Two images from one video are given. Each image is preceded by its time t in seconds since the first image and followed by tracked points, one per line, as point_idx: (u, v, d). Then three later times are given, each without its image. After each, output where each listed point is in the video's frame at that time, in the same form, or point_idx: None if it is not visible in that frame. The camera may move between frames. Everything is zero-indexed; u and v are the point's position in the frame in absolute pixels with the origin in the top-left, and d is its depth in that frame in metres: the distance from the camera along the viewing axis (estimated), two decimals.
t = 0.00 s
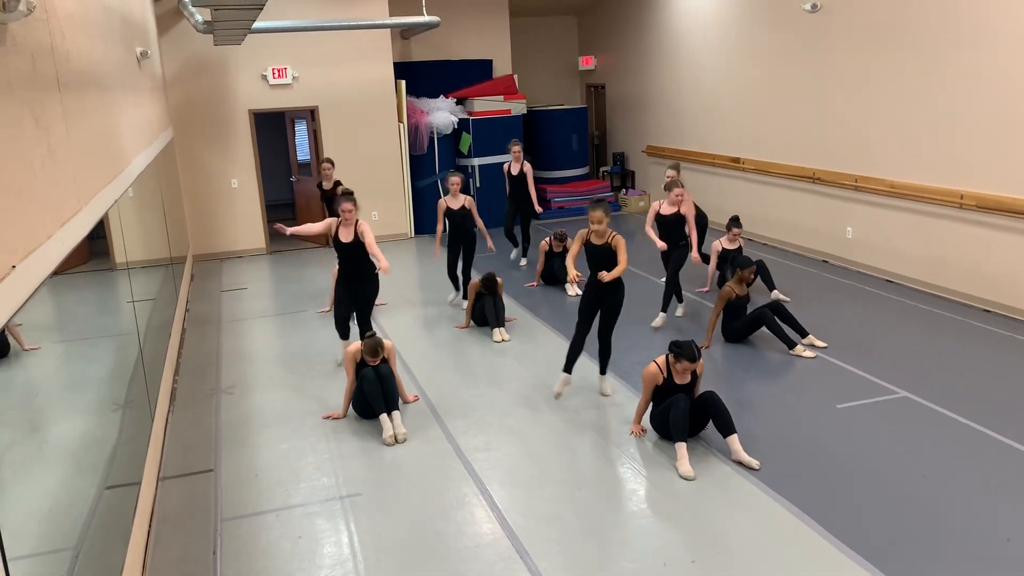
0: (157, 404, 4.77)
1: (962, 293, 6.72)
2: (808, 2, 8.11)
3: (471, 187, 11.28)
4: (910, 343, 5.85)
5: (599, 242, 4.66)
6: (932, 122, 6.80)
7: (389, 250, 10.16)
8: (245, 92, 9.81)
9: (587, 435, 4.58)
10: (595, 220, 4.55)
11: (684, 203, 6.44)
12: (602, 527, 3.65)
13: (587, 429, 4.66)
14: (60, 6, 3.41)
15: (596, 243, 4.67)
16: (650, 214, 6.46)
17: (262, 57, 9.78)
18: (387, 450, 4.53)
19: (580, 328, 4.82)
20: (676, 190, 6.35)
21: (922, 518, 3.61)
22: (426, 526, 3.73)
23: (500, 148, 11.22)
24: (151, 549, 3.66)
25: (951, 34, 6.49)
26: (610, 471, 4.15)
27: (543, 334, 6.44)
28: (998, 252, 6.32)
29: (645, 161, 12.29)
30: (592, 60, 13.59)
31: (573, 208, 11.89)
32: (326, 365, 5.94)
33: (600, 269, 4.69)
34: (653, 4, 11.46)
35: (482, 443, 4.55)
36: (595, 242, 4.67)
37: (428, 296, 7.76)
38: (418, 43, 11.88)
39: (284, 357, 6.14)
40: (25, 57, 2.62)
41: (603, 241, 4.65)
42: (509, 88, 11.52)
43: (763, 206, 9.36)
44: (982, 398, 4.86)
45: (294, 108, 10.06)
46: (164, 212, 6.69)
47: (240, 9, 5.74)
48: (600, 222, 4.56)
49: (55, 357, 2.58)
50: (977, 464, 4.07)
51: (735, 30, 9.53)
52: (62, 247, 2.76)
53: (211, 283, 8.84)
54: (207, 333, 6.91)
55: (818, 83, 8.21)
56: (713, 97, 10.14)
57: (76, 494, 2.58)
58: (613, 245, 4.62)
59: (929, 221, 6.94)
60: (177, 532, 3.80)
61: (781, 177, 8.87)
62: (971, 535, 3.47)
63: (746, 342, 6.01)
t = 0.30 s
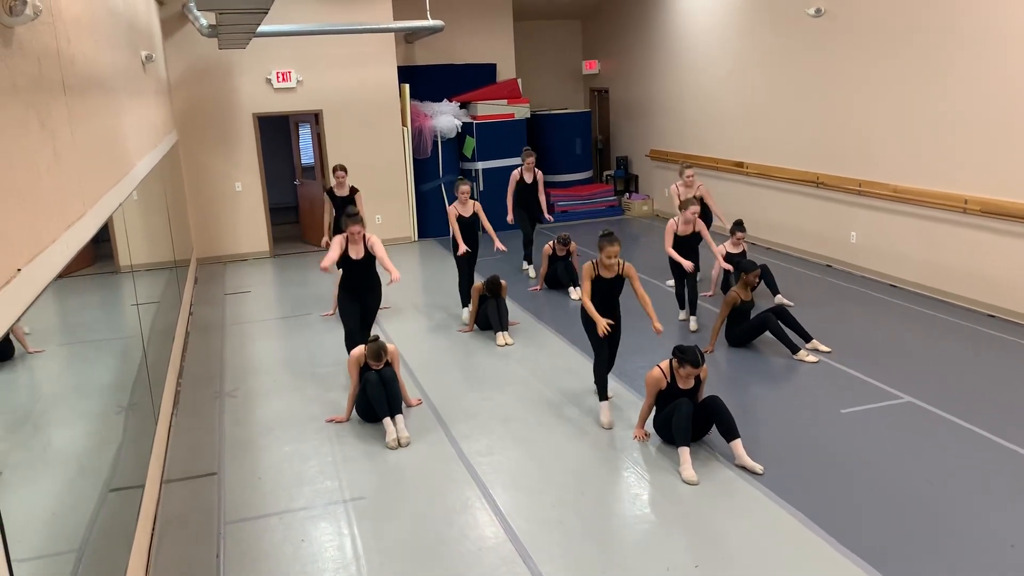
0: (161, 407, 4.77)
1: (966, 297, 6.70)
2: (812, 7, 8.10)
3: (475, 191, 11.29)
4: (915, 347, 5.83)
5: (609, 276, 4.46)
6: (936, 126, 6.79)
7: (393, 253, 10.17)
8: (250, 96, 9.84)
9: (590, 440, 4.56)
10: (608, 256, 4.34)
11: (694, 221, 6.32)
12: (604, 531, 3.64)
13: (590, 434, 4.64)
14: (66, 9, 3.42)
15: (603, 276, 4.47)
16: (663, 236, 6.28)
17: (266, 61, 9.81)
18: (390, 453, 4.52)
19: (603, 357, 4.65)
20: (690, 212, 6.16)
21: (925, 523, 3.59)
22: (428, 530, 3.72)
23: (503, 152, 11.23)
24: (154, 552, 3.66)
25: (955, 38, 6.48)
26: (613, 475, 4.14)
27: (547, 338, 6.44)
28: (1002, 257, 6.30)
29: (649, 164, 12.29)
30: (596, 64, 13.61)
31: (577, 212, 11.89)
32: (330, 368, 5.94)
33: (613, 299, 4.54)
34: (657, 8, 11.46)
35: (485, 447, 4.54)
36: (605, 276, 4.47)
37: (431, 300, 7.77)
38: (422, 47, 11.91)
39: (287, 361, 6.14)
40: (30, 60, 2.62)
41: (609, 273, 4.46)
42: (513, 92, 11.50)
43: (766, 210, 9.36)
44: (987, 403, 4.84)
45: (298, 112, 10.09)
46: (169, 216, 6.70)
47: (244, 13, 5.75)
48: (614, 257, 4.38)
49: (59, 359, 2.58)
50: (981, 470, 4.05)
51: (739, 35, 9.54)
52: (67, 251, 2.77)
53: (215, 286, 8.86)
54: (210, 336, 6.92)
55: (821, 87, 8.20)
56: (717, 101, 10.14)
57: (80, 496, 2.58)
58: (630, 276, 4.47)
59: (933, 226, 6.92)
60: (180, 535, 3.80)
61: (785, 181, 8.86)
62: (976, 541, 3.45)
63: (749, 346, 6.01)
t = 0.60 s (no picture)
0: (163, 410, 4.77)
1: (968, 302, 6.70)
2: (814, 11, 8.11)
3: (477, 195, 11.30)
4: (918, 351, 5.83)
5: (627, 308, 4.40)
6: (938, 130, 6.79)
7: (395, 256, 10.17)
8: (252, 99, 9.85)
9: (592, 444, 4.55)
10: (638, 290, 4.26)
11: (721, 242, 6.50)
12: (607, 535, 3.63)
13: (593, 438, 4.63)
14: (71, 13, 3.43)
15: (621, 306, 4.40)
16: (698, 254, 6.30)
17: (269, 65, 9.83)
18: (391, 457, 4.51)
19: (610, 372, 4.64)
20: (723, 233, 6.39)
21: (928, 527, 3.59)
22: (430, 534, 3.71)
23: (506, 155, 11.24)
24: (156, 555, 3.65)
25: (957, 42, 6.48)
26: (616, 479, 4.13)
27: (550, 342, 6.43)
28: (1003, 261, 6.30)
29: (651, 168, 12.28)
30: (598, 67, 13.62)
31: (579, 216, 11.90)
32: (331, 372, 5.93)
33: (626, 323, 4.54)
34: (659, 12, 11.48)
35: (487, 451, 4.54)
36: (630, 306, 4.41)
37: (433, 303, 7.76)
38: (424, 50, 11.93)
39: (289, 364, 6.13)
40: (35, 62, 2.63)
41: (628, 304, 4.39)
42: (515, 95, 11.51)
43: (768, 214, 9.36)
44: (990, 407, 4.83)
45: (300, 115, 10.10)
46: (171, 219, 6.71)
47: (247, 16, 5.75)
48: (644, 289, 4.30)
49: (61, 362, 2.57)
50: (986, 475, 4.03)
51: (740, 38, 9.54)
52: (70, 253, 2.77)
53: (218, 289, 8.86)
54: (213, 339, 6.92)
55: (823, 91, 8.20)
56: (719, 105, 10.14)
57: (82, 498, 2.58)
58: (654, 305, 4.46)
59: (935, 230, 6.92)
60: (182, 538, 3.79)
61: (787, 185, 8.86)
62: (981, 546, 3.43)
63: (751, 350, 6.00)
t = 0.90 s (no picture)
0: (164, 412, 4.76)
1: (969, 304, 6.70)
2: (814, 13, 8.12)
3: (478, 197, 11.30)
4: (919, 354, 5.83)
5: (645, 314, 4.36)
6: (938, 132, 6.79)
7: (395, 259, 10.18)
8: (252, 102, 9.85)
9: (593, 446, 4.55)
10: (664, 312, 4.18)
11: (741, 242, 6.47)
12: (609, 538, 3.63)
13: (594, 440, 4.63)
14: (72, 16, 3.43)
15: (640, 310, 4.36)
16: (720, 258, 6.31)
17: (269, 67, 9.83)
18: (393, 460, 4.51)
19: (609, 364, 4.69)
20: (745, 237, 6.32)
21: (930, 530, 3.58)
22: (432, 536, 3.71)
23: (506, 157, 11.24)
24: (157, 557, 3.65)
25: (958, 45, 6.49)
26: (617, 481, 4.14)
27: (551, 344, 6.43)
28: (1004, 263, 6.30)
29: (651, 170, 12.29)
30: (598, 70, 13.63)
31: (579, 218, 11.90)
32: (332, 374, 5.93)
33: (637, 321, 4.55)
34: (659, 15, 11.49)
35: (489, 453, 4.54)
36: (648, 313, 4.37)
37: (434, 306, 7.76)
38: (425, 53, 11.94)
39: (289, 367, 6.13)
40: (37, 65, 2.63)
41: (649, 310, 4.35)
42: (515, 98, 11.56)
43: (769, 216, 9.37)
44: (991, 409, 4.83)
45: (300, 118, 10.11)
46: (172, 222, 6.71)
47: (248, 18, 5.75)
48: (669, 316, 4.21)
49: (63, 364, 2.57)
50: (987, 477, 4.03)
51: (741, 40, 9.55)
52: (72, 256, 2.77)
53: (218, 292, 8.85)
54: (214, 341, 6.92)
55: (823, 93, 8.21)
56: (720, 108, 10.15)
57: (83, 501, 2.57)
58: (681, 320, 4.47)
59: (936, 232, 6.92)
60: (183, 540, 3.79)
61: (787, 187, 8.87)
62: (983, 548, 3.43)
63: (753, 353, 5.99)
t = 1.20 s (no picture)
0: (163, 412, 4.76)
1: (967, 302, 6.71)
2: (812, 13, 8.12)
3: (476, 197, 11.30)
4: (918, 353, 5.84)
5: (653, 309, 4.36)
6: (937, 131, 6.79)
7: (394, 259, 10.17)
8: (250, 102, 9.84)
9: (593, 447, 4.54)
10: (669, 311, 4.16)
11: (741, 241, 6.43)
12: (609, 537, 3.63)
13: (594, 440, 4.63)
14: (70, 15, 3.43)
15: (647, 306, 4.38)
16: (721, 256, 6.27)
17: (267, 67, 9.82)
18: (392, 460, 4.50)
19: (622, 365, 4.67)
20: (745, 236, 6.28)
21: (930, 528, 3.58)
22: (431, 537, 3.70)
23: (505, 157, 11.24)
24: (156, 558, 3.64)
25: (956, 44, 6.50)
26: (617, 480, 4.13)
27: (551, 344, 6.43)
28: (1003, 262, 6.31)
29: (650, 170, 12.29)
30: (597, 69, 13.63)
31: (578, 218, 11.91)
32: (331, 374, 5.93)
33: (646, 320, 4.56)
34: (657, 15, 11.50)
35: (488, 453, 4.53)
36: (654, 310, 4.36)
37: (433, 306, 7.76)
38: (423, 53, 11.94)
39: (288, 367, 6.13)
40: (36, 65, 2.62)
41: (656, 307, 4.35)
42: (513, 98, 11.56)
43: (768, 215, 9.38)
44: (990, 408, 4.84)
45: (299, 118, 10.10)
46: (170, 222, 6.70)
47: (248, 19, 5.75)
48: (674, 313, 4.18)
49: (61, 365, 2.56)
50: (987, 476, 4.04)
51: (739, 40, 9.55)
52: (71, 256, 2.77)
53: (217, 292, 8.84)
54: (212, 341, 6.92)
55: (821, 93, 8.21)
56: (718, 107, 10.16)
57: (81, 501, 2.56)
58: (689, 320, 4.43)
59: (935, 231, 6.93)
60: (182, 541, 3.78)
61: (786, 187, 8.88)
62: (982, 547, 3.43)
63: (753, 352, 6.00)
